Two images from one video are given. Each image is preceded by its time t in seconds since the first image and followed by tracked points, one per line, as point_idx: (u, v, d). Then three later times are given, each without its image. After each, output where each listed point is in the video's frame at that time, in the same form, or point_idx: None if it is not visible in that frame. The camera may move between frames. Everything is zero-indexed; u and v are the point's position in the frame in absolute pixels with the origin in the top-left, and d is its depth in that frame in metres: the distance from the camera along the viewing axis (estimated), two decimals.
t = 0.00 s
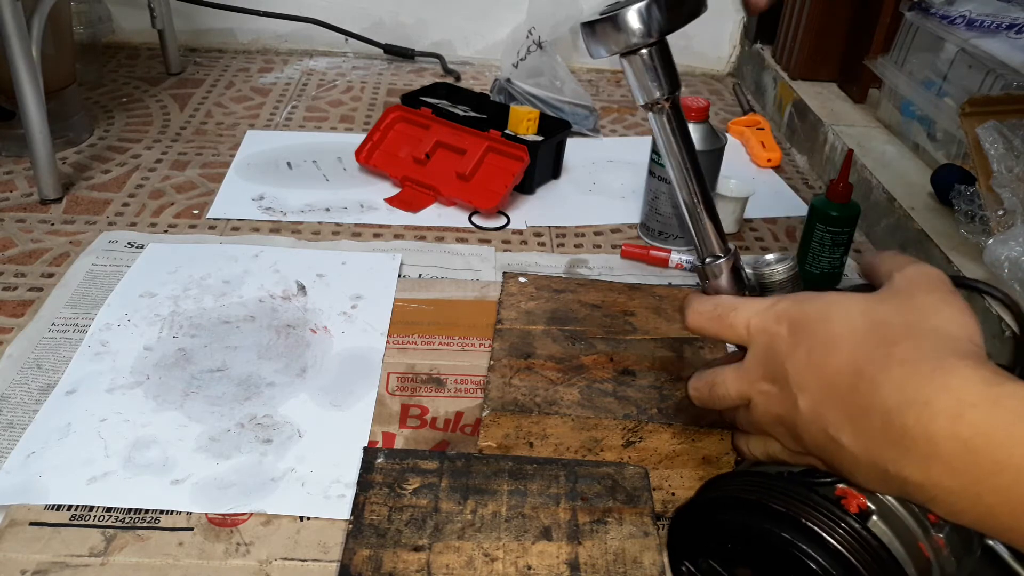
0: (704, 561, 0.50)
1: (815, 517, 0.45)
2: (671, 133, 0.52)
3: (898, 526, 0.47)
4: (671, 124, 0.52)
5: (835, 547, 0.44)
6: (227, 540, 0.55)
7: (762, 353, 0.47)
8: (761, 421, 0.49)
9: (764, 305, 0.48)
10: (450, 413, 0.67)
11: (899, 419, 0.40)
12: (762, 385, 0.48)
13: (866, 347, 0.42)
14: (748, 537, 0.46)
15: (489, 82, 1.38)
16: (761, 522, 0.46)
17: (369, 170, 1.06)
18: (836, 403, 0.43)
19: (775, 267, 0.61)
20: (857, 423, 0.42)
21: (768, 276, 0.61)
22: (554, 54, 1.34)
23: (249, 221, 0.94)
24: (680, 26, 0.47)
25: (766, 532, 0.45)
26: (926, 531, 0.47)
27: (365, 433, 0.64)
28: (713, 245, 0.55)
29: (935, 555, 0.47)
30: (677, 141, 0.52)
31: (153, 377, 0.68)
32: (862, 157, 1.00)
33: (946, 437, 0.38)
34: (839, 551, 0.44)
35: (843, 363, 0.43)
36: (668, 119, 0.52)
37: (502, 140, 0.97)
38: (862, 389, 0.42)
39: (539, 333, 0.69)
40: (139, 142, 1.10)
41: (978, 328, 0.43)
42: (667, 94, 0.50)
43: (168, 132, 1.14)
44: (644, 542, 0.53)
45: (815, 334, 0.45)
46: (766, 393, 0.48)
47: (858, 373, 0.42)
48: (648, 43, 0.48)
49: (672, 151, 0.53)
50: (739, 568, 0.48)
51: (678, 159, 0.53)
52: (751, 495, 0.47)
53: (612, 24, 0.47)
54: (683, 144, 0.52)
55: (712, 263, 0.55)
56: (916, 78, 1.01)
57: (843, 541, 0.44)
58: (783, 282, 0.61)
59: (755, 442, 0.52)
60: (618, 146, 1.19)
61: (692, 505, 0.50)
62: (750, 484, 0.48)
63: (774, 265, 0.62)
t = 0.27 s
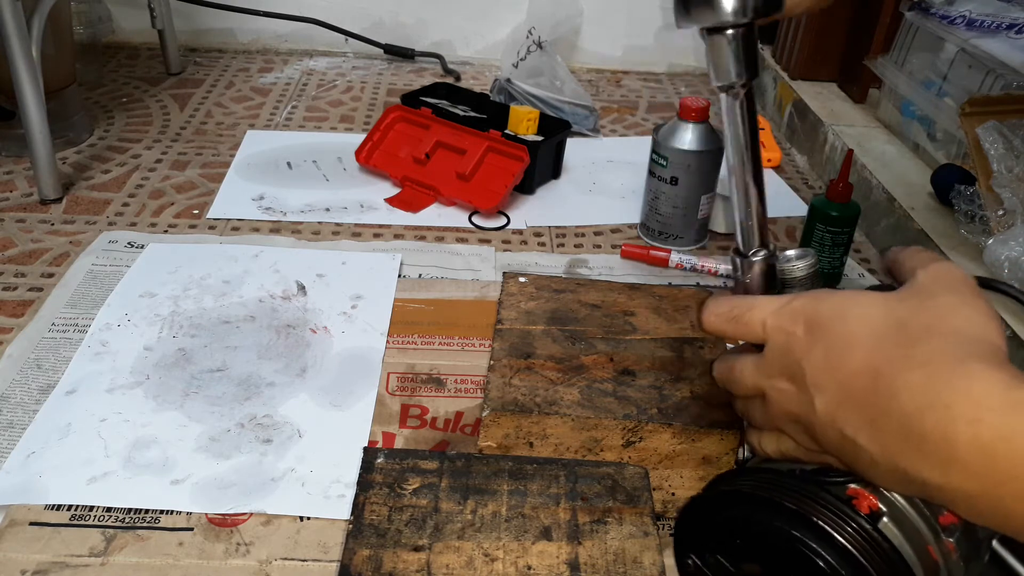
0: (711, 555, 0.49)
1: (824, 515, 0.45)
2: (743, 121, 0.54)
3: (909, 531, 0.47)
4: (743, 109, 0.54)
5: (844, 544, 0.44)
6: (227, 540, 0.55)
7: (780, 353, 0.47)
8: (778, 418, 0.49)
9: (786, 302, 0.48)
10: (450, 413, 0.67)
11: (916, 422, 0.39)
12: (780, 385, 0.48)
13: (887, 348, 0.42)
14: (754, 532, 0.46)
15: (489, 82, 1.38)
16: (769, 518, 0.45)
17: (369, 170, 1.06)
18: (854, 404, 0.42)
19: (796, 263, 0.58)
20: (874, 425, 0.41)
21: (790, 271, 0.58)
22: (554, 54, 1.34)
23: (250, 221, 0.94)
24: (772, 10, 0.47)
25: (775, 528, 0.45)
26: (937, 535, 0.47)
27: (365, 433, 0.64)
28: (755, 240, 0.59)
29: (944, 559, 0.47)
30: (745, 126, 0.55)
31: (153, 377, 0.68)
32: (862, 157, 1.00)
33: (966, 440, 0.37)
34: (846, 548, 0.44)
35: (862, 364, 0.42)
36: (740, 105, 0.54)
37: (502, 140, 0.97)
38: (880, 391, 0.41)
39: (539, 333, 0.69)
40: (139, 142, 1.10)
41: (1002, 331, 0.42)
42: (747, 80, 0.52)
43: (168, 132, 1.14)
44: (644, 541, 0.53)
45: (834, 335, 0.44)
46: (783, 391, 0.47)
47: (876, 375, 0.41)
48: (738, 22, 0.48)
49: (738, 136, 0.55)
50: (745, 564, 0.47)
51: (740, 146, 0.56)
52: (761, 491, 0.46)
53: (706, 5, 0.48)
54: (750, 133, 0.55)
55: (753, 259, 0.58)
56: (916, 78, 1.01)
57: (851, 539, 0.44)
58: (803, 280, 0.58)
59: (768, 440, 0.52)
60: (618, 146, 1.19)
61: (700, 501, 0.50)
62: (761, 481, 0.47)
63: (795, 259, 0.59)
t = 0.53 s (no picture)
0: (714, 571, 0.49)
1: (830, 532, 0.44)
2: (696, 136, 0.51)
3: (910, 536, 0.46)
4: (697, 123, 0.51)
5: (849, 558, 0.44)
6: (227, 540, 0.55)
7: (805, 357, 0.44)
8: (788, 433, 0.45)
9: (800, 312, 0.46)
10: (450, 413, 0.67)
11: (982, 408, 0.39)
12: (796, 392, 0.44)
13: (937, 340, 0.41)
14: (764, 553, 0.46)
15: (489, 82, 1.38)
16: (779, 540, 0.45)
17: (370, 170, 1.06)
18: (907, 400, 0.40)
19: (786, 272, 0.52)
20: (931, 418, 0.40)
21: (777, 281, 0.52)
22: (554, 54, 1.34)
23: (249, 222, 0.94)
24: (715, 24, 0.46)
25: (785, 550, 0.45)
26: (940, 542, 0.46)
27: (365, 433, 0.64)
28: (729, 249, 0.55)
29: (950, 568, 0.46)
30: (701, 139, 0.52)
31: (153, 377, 0.68)
32: (862, 157, 1.00)
33: None
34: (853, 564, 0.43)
35: (913, 358, 0.41)
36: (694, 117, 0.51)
37: (502, 140, 0.97)
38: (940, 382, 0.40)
39: (539, 333, 0.69)
40: (139, 142, 1.10)
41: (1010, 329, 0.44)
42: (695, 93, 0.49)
43: (168, 132, 1.14)
44: (644, 542, 0.53)
45: (873, 335, 0.42)
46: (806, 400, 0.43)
47: (933, 367, 0.40)
48: (682, 39, 0.47)
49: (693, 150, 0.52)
50: None
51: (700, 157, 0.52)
52: (769, 512, 0.46)
53: (646, 22, 0.46)
54: (706, 146, 0.52)
55: (727, 267, 0.55)
56: (916, 78, 1.01)
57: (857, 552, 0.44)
58: (793, 290, 0.52)
59: (767, 455, 0.48)
60: (618, 146, 1.19)
61: (707, 523, 0.49)
62: (767, 499, 0.47)
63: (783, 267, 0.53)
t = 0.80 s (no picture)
0: (721, 566, 0.48)
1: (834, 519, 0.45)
2: (722, 121, 0.50)
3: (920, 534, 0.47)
4: (726, 108, 0.50)
5: (851, 545, 0.44)
6: (227, 540, 0.55)
7: (820, 347, 0.44)
8: (802, 424, 0.45)
9: (815, 302, 0.46)
10: (450, 413, 0.67)
11: (998, 396, 0.39)
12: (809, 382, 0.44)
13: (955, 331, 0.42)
14: (770, 545, 0.45)
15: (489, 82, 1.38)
16: (787, 530, 0.45)
17: (370, 170, 1.06)
18: (926, 389, 0.41)
19: (796, 266, 0.52)
20: (949, 407, 0.40)
21: (790, 276, 0.52)
22: (554, 54, 1.34)
23: (250, 221, 0.94)
24: (749, 11, 0.46)
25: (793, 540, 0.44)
26: (947, 539, 0.48)
27: (366, 433, 0.64)
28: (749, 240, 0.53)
29: (955, 562, 0.47)
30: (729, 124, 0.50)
31: (153, 377, 0.68)
32: (862, 157, 1.00)
33: None
34: (862, 554, 0.43)
35: (932, 349, 0.41)
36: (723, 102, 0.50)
37: (502, 140, 0.97)
38: (958, 372, 0.41)
39: (539, 333, 0.69)
40: (139, 142, 1.10)
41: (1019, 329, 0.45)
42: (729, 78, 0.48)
43: (168, 132, 1.14)
44: (644, 542, 0.53)
45: (891, 327, 0.43)
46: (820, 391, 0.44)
47: (950, 358, 0.41)
48: (716, 25, 0.47)
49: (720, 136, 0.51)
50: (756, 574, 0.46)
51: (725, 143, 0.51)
52: (776, 504, 0.46)
53: (683, 8, 0.46)
54: (733, 132, 0.50)
55: (745, 259, 0.54)
56: (916, 78, 1.01)
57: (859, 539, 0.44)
58: (805, 284, 0.52)
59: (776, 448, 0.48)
60: (618, 146, 1.19)
61: (709, 513, 0.48)
62: (774, 491, 0.47)
63: (796, 262, 0.53)
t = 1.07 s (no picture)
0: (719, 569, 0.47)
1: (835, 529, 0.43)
2: (738, 120, 0.52)
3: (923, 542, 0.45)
4: (745, 110, 0.52)
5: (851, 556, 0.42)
6: (227, 540, 0.55)
7: (832, 352, 0.44)
8: (809, 430, 0.45)
9: (831, 305, 0.46)
10: (450, 413, 0.67)
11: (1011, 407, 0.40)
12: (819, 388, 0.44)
13: (969, 341, 0.42)
14: (770, 551, 0.44)
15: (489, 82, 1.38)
16: (786, 536, 0.43)
17: (370, 170, 1.06)
18: (938, 397, 0.41)
19: (812, 269, 0.55)
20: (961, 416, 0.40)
21: (805, 276, 0.55)
22: (554, 54, 1.34)
23: (250, 221, 0.94)
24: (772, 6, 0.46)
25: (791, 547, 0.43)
26: (952, 550, 0.46)
27: (366, 433, 0.64)
28: (759, 241, 0.57)
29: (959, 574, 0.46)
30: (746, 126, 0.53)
31: (153, 377, 0.68)
32: (862, 157, 1.00)
33: None
34: (861, 567, 0.42)
35: (945, 357, 0.41)
36: (744, 105, 0.52)
37: (502, 140, 0.97)
38: (970, 381, 0.41)
39: (539, 333, 0.69)
40: (139, 142, 1.10)
41: None
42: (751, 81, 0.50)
43: (168, 132, 1.14)
44: (644, 542, 0.53)
45: (904, 334, 0.43)
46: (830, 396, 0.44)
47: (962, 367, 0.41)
48: (737, 20, 0.47)
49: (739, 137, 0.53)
50: None
51: (741, 146, 0.54)
52: (775, 509, 0.45)
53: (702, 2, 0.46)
54: (751, 135, 0.53)
55: (756, 259, 0.57)
56: (916, 78, 1.01)
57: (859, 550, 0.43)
58: (819, 285, 0.55)
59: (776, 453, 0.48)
60: (617, 146, 1.19)
61: (709, 516, 0.47)
62: (773, 497, 0.46)
63: (810, 263, 0.55)
